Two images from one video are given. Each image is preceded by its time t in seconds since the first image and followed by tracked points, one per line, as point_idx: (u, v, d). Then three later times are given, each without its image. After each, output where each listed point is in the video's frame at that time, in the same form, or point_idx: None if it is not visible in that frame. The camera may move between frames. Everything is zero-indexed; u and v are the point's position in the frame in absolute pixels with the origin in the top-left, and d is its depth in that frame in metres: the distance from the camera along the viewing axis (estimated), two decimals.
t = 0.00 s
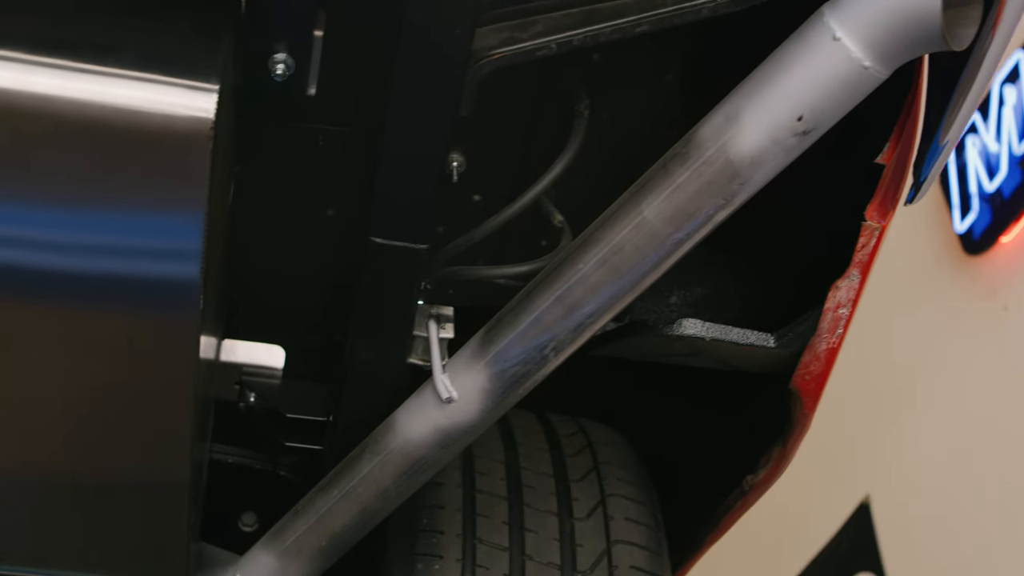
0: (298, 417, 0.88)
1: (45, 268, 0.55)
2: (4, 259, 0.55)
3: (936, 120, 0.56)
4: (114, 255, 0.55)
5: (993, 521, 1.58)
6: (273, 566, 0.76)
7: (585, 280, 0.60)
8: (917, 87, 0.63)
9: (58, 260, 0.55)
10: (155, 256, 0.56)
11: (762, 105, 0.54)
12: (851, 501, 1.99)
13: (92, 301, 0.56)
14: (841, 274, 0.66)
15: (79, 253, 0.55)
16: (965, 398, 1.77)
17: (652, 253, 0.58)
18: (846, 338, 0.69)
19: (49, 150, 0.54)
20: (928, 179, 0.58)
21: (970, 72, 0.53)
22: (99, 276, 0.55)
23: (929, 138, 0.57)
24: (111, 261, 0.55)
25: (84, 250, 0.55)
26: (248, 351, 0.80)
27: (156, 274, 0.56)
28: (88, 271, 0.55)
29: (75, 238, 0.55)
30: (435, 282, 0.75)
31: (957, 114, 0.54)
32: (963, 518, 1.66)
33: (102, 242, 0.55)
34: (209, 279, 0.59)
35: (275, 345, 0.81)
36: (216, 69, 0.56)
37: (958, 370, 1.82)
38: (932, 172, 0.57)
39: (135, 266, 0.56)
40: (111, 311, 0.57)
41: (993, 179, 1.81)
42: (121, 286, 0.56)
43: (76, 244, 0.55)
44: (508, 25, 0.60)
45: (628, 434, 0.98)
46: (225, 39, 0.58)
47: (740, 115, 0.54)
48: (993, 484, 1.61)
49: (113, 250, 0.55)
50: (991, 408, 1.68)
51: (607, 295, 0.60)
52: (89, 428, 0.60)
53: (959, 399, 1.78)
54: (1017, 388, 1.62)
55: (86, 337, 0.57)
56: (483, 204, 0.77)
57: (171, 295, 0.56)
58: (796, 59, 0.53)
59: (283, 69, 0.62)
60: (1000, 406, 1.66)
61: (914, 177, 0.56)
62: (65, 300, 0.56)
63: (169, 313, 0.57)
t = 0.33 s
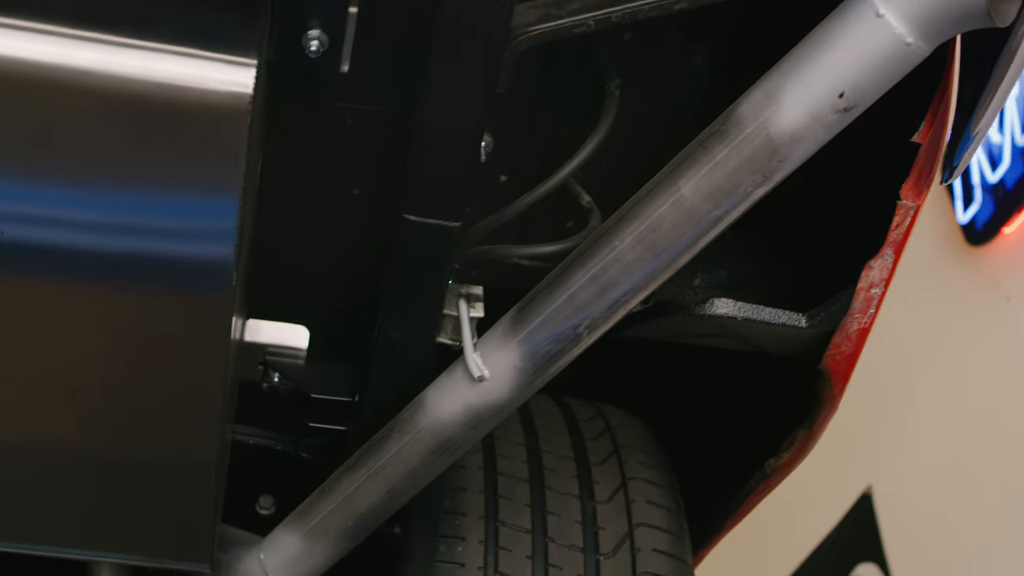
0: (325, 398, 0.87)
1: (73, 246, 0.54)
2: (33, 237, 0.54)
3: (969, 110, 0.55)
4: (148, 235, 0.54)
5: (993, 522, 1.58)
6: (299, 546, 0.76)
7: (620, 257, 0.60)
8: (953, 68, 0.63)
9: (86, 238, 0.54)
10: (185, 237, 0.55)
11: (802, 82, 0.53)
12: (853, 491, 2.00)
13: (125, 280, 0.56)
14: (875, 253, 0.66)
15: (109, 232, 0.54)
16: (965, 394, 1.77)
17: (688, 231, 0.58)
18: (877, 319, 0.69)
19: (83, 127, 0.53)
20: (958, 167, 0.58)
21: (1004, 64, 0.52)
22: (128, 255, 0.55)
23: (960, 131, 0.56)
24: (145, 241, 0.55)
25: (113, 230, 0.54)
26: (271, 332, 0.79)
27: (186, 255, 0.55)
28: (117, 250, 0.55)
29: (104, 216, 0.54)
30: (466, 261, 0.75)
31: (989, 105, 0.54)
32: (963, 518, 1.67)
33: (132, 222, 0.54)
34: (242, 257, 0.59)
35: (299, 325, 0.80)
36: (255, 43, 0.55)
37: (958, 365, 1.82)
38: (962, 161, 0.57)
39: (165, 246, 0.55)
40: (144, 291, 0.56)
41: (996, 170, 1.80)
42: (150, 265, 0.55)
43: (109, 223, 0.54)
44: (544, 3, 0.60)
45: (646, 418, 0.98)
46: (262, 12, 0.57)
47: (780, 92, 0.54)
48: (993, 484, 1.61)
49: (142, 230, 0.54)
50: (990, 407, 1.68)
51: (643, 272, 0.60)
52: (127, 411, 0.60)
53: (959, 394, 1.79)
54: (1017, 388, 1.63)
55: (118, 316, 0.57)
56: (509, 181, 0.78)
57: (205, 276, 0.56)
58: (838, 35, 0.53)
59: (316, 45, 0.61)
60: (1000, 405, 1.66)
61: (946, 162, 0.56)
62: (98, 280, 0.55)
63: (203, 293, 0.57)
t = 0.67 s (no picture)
0: (348, 374, 0.86)
1: (101, 222, 0.54)
2: (60, 213, 0.53)
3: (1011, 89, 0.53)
4: (178, 212, 0.54)
5: (995, 518, 1.60)
6: (322, 523, 0.76)
7: (657, 230, 0.59)
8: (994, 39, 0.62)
9: (115, 214, 0.54)
10: (216, 214, 0.54)
11: (846, 54, 0.53)
12: (858, 480, 2.00)
13: (155, 255, 0.55)
14: (912, 229, 0.67)
15: (138, 208, 0.53)
16: (962, 392, 1.79)
17: (727, 204, 0.58)
18: (910, 297, 0.69)
19: (112, 102, 0.52)
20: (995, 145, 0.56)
21: None
22: (158, 230, 0.54)
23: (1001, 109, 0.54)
24: (175, 217, 0.54)
25: (143, 206, 0.53)
26: (295, 310, 0.83)
27: (217, 232, 0.55)
28: (146, 225, 0.54)
29: (135, 193, 0.53)
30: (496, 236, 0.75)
31: None
32: (965, 512, 1.68)
33: (163, 197, 0.53)
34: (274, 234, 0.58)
35: (322, 303, 0.83)
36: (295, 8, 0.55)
37: (956, 361, 1.84)
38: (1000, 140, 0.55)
39: (195, 223, 0.54)
40: (174, 267, 0.56)
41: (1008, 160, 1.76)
42: (179, 240, 0.55)
43: (138, 198, 0.53)
44: None
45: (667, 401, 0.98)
46: None
47: (823, 65, 0.54)
48: (997, 479, 1.62)
49: (172, 206, 0.54)
50: (986, 404, 1.70)
51: (679, 246, 0.59)
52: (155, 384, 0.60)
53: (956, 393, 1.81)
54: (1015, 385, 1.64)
55: (149, 289, 0.57)
56: (537, 159, 0.79)
57: (235, 253, 0.55)
58: (884, 6, 0.52)
59: (350, 16, 0.61)
60: (997, 402, 1.68)
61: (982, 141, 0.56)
62: (128, 254, 0.55)
63: (232, 270, 0.56)
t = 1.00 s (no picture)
0: (372, 349, 0.85)
1: (113, 197, 0.52)
2: (68, 184, 0.51)
3: None
4: (206, 186, 0.52)
5: (994, 515, 1.59)
6: (345, 498, 0.75)
7: (694, 200, 0.59)
8: None
9: (133, 185, 0.52)
10: (235, 188, 0.52)
11: (892, 21, 0.52)
12: (863, 472, 1.99)
13: (182, 228, 0.53)
14: (949, 202, 0.69)
15: (151, 182, 0.52)
16: (964, 388, 1.76)
17: (766, 174, 0.57)
18: (944, 272, 0.71)
19: (132, 70, 0.49)
20: None
21: None
22: (172, 204, 0.52)
23: None
24: (202, 192, 0.52)
25: (156, 180, 0.52)
26: (317, 285, 0.82)
27: (237, 206, 0.53)
28: (170, 197, 0.52)
29: (158, 166, 0.51)
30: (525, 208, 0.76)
31: None
32: (966, 508, 1.66)
33: (189, 171, 0.52)
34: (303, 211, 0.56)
35: (344, 278, 0.83)
36: None
37: (957, 358, 1.81)
38: None
39: (220, 197, 0.52)
40: (201, 241, 0.54)
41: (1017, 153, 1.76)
42: (203, 214, 0.53)
43: (164, 172, 0.51)
44: None
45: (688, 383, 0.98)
46: None
47: (867, 32, 0.53)
48: (998, 477, 1.60)
49: (197, 180, 0.52)
50: (991, 399, 1.68)
51: (715, 216, 0.59)
52: (184, 353, 0.59)
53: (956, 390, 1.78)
54: (1018, 380, 1.62)
55: (176, 263, 0.55)
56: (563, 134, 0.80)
57: (264, 228, 0.54)
58: None
59: None
60: (1000, 397, 1.66)
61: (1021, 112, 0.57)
62: (155, 227, 0.53)
63: (261, 246, 0.54)
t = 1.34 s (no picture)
0: (394, 322, 0.86)
1: (123, 162, 0.49)
2: (74, 149, 0.48)
3: None
4: (229, 158, 0.49)
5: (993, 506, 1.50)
6: (366, 474, 0.75)
7: (732, 168, 0.58)
8: None
9: (154, 155, 0.49)
10: (260, 159, 0.49)
11: None
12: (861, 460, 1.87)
13: (204, 201, 0.51)
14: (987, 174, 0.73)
15: (164, 149, 0.48)
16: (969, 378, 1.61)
17: (806, 141, 0.56)
18: (977, 246, 0.75)
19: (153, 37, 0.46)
20: None
21: None
22: (186, 172, 0.49)
23: None
24: (226, 163, 0.49)
25: (168, 147, 0.48)
26: (340, 259, 0.78)
27: (262, 178, 0.50)
28: (192, 169, 0.49)
29: (181, 136, 0.48)
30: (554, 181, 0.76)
31: None
32: (967, 498, 1.56)
33: (212, 142, 0.48)
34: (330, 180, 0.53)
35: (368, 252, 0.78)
36: None
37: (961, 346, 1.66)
38: None
39: (244, 168, 0.49)
40: (224, 213, 0.51)
41: None
42: (227, 186, 0.50)
43: (186, 143, 0.48)
44: None
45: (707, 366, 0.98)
46: None
47: None
48: (1000, 469, 1.50)
49: (221, 152, 0.49)
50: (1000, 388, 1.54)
51: (753, 184, 0.58)
52: (210, 319, 0.58)
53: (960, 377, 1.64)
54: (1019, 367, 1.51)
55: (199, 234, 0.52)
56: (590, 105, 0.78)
57: (291, 201, 0.51)
58: None
59: None
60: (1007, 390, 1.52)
61: None
62: (177, 198, 0.51)
63: (286, 218, 0.52)
